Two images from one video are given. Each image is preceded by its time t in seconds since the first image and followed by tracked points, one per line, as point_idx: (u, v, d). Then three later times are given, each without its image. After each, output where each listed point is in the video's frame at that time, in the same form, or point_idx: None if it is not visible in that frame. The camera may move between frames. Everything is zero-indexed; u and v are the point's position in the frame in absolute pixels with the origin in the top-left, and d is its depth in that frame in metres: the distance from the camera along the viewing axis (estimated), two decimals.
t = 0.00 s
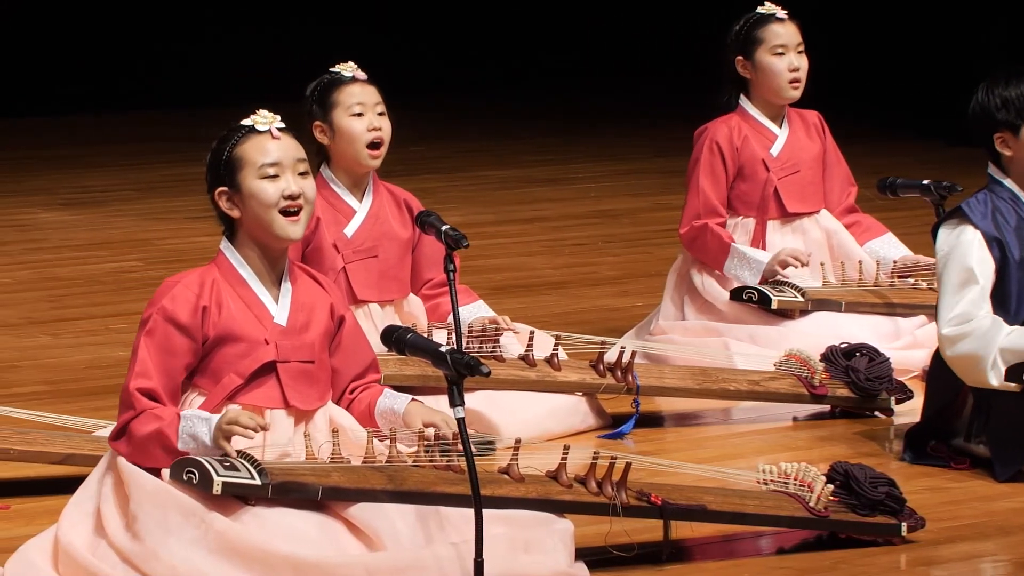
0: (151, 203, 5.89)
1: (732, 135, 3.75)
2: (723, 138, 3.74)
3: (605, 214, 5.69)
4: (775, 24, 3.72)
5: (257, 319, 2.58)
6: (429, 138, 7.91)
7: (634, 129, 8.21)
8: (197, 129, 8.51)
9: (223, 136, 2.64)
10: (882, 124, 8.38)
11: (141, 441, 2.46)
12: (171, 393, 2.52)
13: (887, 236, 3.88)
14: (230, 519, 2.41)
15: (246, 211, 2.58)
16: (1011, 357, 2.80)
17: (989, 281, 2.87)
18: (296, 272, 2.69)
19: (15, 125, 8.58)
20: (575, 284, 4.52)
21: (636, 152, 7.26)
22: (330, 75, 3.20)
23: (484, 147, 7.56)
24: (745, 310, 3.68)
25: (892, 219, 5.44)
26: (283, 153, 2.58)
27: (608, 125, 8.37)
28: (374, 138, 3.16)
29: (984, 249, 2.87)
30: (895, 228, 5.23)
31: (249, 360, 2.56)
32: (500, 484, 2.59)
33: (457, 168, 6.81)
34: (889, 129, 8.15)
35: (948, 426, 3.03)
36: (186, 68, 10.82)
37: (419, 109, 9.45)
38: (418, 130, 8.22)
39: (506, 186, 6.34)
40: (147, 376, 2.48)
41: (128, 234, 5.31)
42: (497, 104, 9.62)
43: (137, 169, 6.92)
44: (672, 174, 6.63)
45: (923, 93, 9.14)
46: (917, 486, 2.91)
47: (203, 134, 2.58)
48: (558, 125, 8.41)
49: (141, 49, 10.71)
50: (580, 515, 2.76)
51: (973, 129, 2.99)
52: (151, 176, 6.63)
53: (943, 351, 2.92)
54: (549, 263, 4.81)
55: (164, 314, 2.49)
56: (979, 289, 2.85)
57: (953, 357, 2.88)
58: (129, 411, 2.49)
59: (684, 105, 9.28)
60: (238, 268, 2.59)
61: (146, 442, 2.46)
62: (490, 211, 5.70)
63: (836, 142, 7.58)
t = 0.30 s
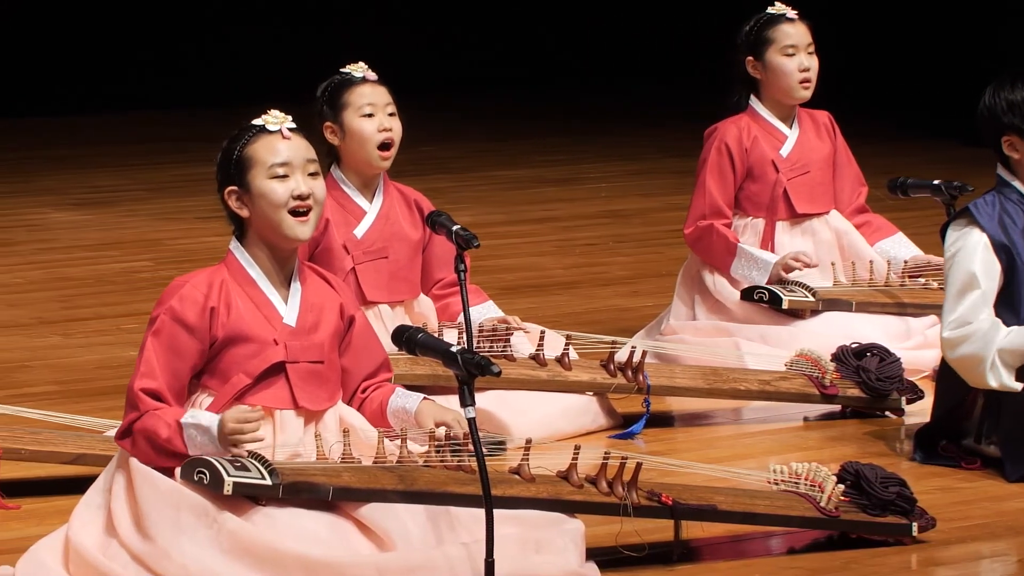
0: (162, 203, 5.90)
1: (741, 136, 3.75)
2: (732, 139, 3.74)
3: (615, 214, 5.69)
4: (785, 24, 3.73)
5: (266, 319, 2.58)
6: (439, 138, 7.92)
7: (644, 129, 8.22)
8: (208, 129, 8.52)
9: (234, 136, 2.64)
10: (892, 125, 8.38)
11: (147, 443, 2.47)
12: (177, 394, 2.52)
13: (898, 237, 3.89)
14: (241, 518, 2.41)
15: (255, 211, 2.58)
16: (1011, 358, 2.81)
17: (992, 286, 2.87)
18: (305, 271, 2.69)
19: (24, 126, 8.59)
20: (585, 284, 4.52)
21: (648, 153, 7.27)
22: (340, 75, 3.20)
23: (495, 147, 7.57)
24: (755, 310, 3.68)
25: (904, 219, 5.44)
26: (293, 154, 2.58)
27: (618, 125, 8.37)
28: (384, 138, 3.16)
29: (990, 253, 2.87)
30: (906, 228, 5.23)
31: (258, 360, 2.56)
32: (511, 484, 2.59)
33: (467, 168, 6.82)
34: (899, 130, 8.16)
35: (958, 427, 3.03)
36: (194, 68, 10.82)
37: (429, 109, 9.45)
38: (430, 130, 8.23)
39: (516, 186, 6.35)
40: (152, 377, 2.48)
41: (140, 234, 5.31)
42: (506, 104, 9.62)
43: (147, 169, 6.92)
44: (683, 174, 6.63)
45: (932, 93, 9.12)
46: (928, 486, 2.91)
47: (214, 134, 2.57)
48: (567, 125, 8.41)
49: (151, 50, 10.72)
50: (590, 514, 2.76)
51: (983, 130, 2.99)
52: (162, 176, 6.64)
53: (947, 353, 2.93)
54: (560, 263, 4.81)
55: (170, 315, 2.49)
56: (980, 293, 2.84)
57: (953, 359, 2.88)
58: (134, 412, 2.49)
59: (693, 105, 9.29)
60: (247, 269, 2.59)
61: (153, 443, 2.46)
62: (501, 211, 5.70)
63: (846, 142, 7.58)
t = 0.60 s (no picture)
0: (173, 203, 5.90)
1: (752, 136, 3.76)
2: (742, 139, 3.75)
3: (625, 214, 5.69)
4: (793, 23, 3.72)
5: (279, 319, 2.58)
6: (449, 138, 7.92)
7: (655, 129, 8.23)
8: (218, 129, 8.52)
9: (244, 135, 2.64)
10: (902, 125, 8.38)
11: (169, 443, 2.45)
12: (195, 392, 2.52)
13: (908, 234, 3.88)
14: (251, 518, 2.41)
15: (266, 210, 2.58)
16: None
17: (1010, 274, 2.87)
18: (316, 270, 2.69)
19: (34, 125, 8.58)
20: (596, 284, 4.52)
21: (659, 152, 7.27)
22: (352, 74, 3.20)
23: (506, 147, 7.57)
24: (767, 310, 3.69)
25: (915, 219, 5.44)
26: (304, 152, 2.58)
27: (627, 126, 8.38)
28: (394, 139, 3.16)
29: (1007, 244, 2.87)
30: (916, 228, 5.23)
31: (271, 359, 2.56)
32: (521, 484, 2.59)
33: (478, 168, 6.82)
34: (909, 130, 8.16)
35: (970, 426, 3.01)
36: (203, 67, 10.80)
37: (438, 110, 9.44)
38: (439, 130, 8.22)
39: (527, 186, 6.35)
40: (173, 374, 2.47)
41: (150, 233, 5.31)
42: (515, 104, 9.62)
43: (158, 169, 6.92)
44: (694, 174, 6.63)
45: (941, 92, 9.13)
46: (940, 486, 2.91)
47: (224, 134, 2.57)
48: (576, 126, 8.43)
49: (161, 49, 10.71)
50: (600, 515, 2.76)
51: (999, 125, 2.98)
52: (174, 176, 6.64)
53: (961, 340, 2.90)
54: (570, 263, 4.81)
55: (188, 313, 2.48)
56: (1002, 279, 2.85)
57: (971, 343, 2.86)
58: (157, 410, 2.47)
59: (704, 105, 9.29)
60: (260, 267, 2.60)
61: (174, 445, 2.45)
62: (511, 211, 5.71)
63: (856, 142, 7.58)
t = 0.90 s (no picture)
0: (184, 203, 5.90)
1: (762, 134, 3.75)
2: (751, 137, 3.74)
3: (635, 214, 5.69)
4: (805, 24, 3.71)
5: (288, 318, 2.59)
6: (459, 138, 7.92)
7: (666, 129, 8.22)
8: (229, 129, 8.52)
9: (257, 135, 2.64)
10: (912, 125, 8.37)
11: (172, 444, 2.47)
12: (200, 393, 2.52)
13: (895, 238, 3.91)
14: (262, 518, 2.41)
15: (277, 211, 2.58)
16: None
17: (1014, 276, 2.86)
18: (327, 270, 2.69)
19: (42, 125, 8.58)
20: (607, 284, 4.52)
21: (670, 152, 7.27)
22: (373, 82, 3.09)
23: (517, 147, 7.57)
24: (777, 310, 3.69)
25: (925, 219, 5.44)
26: (316, 153, 2.58)
27: (638, 126, 8.37)
28: (402, 163, 3.14)
29: (1012, 244, 2.86)
30: (927, 228, 5.23)
31: (281, 359, 2.56)
32: (532, 484, 2.59)
33: (489, 168, 6.82)
34: (920, 130, 8.15)
35: (980, 426, 3.00)
36: (211, 68, 10.79)
37: (446, 110, 9.45)
38: (449, 130, 8.22)
39: (538, 186, 6.35)
40: (176, 376, 2.48)
41: (161, 233, 5.31)
42: (523, 104, 9.62)
43: (169, 169, 6.92)
44: (704, 174, 6.63)
45: (950, 91, 9.12)
46: (950, 486, 2.91)
47: (237, 133, 2.57)
48: (587, 125, 8.42)
49: (169, 49, 10.69)
50: (612, 515, 2.76)
51: None
52: (186, 176, 6.64)
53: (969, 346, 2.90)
54: (581, 263, 4.82)
55: (195, 314, 2.49)
56: (1002, 282, 2.84)
57: (974, 350, 2.88)
58: (159, 411, 2.48)
59: (714, 105, 9.29)
60: (269, 267, 2.60)
61: (175, 445, 2.46)
62: (522, 211, 5.71)
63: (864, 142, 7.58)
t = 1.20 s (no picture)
0: (195, 203, 5.90)
1: (762, 134, 3.75)
2: (752, 138, 3.74)
3: (647, 213, 5.69)
4: (825, 43, 3.66)
5: (297, 318, 2.59)
6: (468, 138, 7.92)
7: (679, 129, 8.22)
8: (240, 129, 8.52)
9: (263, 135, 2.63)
10: (924, 125, 8.37)
11: (177, 443, 2.47)
12: (207, 393, 2.52)
13: (903, 233, 3.88)
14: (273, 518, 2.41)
15: (287, 211, 2.57)
16: None
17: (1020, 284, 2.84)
18: (335, 270, 2.69)
19: (53, 126, 8.58)
20: (618, 284, 4.52)
21: (681, 152, 7.28)
22: (389, 90, 3.08)
23: (529, 147, 7.57)
24: (786, 310, 3.70)
25: (936, 219, 5.44)
26: (324, 153, 2.58)
27: (649, 126, 8.38)
28: (413, 168, 3.15)
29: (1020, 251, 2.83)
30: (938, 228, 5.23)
31: (290, 359, 2.56)
32: (542, 484, 2.59)
33: (502, 168, 6.82)
34: (933, 130, 8.14)
35: (991, 427, 2.99)
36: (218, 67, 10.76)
37: (453, 110, 9.45)
38: (457, 130, 8.22)
39: (550, 186, 6.36)
40: (183, 376, 2.48)
41: (171, 233, 5.31)
42: (530, 105, 9.62)
43: (181, 169, 6.92)
44: (716, 174, 6.63)
45: (962, 92, 9.12)
46: (961, 486, 2.91)
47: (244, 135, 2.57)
48: (600, 126, 8.43)
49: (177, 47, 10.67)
50: (623, 515, 2.77)
51: None
52: (198, 177, 6.64)
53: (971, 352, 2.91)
54: (591, 263, 4.82)
55: (202, 314, 2.49)
56: (1008, 292, 2.82)
57: (975, 356, 2.87)
58: (165, 412, 2.48)
59: (726, 105, 9.29)
60: (278, 268, 2.60)
61: (181, 446, 2.46)
62: (533, 211, 5.71)
63: (872, 142, 7.58)
